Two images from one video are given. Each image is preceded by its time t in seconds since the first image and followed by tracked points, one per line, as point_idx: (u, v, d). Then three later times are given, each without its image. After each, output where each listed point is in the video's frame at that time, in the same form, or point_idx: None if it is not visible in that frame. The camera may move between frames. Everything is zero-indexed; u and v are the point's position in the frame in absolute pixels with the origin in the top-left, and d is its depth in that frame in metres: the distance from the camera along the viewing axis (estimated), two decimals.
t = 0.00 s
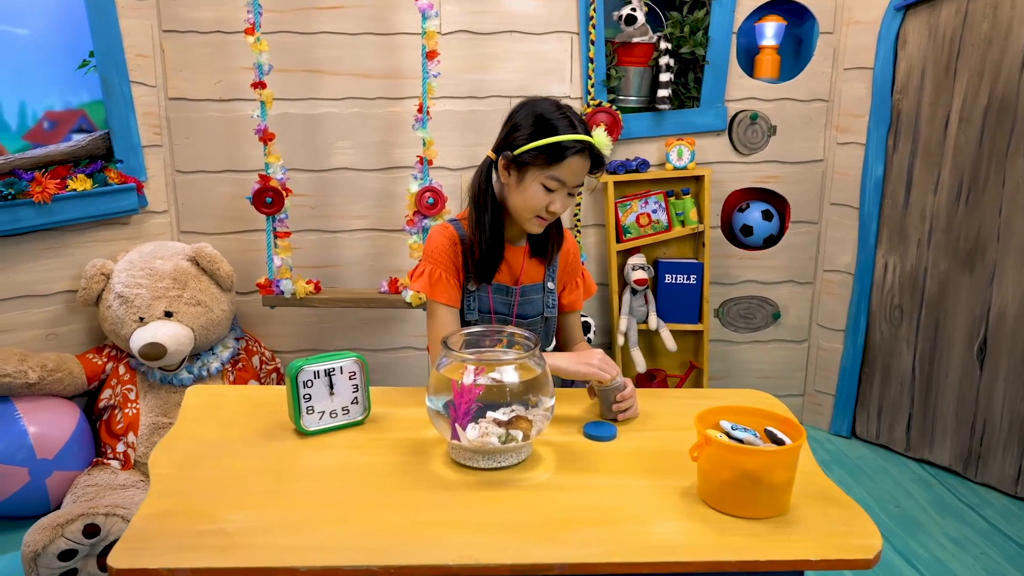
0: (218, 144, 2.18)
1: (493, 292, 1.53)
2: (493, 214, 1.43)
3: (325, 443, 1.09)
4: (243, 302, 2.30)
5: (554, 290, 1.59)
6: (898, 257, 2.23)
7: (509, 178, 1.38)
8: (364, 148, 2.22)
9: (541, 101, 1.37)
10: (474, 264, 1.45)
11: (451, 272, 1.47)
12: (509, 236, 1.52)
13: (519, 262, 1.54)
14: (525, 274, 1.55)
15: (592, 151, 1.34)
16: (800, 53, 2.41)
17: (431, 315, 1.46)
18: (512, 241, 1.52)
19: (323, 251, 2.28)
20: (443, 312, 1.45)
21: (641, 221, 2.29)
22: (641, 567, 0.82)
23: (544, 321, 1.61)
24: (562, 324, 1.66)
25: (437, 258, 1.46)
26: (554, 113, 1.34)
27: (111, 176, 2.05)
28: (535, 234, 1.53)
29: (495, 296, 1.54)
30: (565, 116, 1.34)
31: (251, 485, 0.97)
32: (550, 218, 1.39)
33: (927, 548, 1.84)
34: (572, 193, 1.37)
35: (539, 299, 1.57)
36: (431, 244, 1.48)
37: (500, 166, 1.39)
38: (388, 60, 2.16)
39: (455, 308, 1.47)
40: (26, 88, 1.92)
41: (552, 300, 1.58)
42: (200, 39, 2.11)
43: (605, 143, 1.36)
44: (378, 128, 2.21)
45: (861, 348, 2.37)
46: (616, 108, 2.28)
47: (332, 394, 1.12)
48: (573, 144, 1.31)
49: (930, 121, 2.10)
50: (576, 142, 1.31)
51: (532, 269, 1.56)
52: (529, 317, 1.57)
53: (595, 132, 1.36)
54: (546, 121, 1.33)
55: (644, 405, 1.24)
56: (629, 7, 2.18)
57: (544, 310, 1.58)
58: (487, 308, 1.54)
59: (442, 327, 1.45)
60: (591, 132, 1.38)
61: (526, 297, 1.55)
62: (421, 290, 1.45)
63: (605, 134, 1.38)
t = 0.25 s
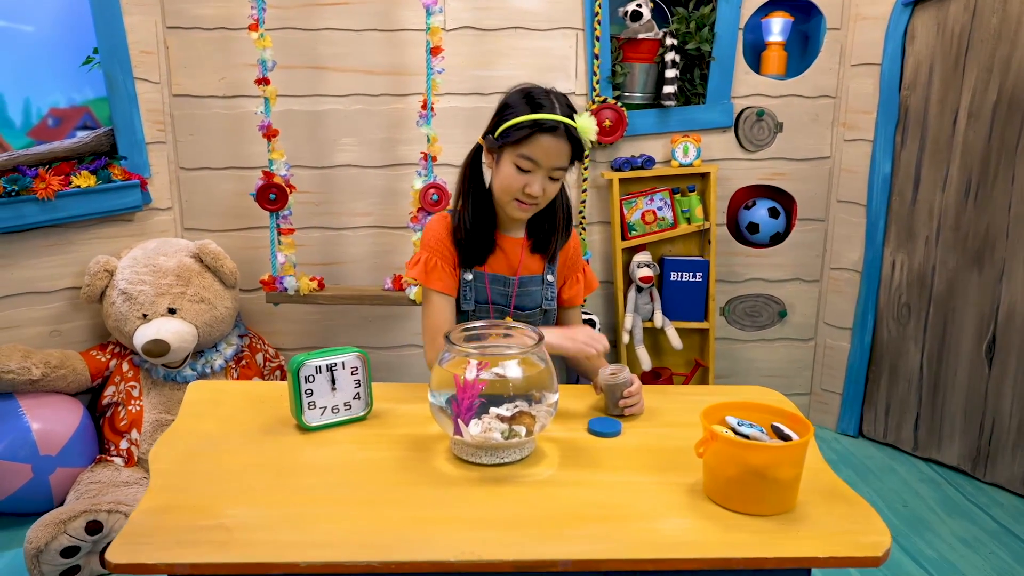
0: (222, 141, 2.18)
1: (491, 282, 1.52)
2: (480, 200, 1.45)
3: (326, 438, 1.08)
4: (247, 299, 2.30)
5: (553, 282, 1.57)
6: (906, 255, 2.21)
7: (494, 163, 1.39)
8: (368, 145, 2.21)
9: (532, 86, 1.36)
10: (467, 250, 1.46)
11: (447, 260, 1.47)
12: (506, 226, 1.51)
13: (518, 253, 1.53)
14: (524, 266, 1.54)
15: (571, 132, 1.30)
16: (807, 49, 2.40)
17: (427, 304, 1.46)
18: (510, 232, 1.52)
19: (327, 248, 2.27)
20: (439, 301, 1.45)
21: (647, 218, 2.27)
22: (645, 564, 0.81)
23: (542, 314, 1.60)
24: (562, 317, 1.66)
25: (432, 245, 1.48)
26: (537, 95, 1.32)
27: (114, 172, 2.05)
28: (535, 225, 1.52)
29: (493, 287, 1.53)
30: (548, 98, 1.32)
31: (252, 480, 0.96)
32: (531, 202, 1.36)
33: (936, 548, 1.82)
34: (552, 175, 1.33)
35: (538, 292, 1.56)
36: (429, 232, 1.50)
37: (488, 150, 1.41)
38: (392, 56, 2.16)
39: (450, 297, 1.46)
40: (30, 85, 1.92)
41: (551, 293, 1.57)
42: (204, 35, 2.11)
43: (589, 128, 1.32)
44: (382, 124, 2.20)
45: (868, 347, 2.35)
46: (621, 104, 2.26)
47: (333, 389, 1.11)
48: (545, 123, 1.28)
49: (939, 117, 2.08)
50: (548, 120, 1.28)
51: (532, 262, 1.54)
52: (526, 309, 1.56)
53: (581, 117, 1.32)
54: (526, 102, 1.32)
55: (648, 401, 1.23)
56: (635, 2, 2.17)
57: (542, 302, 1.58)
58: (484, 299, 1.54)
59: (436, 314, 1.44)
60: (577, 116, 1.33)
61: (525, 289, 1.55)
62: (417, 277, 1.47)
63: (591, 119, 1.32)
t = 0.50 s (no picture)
0: (226, 138, 2.17)
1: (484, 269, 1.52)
2: (474, 188, 1.45)
3: (327, 434, 1.07)
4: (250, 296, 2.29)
5: (551, 276, 1.54)
6: (914, 252, 2.18)
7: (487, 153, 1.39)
8: (372, 142, 2.20)
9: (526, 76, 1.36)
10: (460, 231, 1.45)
11: (440, 235, 1.47)
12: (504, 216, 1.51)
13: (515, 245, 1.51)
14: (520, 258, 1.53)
15: (558, 119, 1.29)
16: (815, 45, 2.38)
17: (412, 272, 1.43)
18: (508, 223, 1.51)
19: (331, 246, 2.27)
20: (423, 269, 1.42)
21: (652, 216, 2.26)
22: (650, 562, 0.80)
23: (538, 307, 1.56)
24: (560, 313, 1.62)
25: (429, 221, 1.49)
26: (527, 83, 1.32)
27: (118, 169, 2.04)
28: (534, 219, 1.51)
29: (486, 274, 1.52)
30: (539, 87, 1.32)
31: (251, 476, 0.95)
32: (521, 190, 1.34)
33: (944, 548, 1.80)
34: (541, 163, 1.31)
35: (534, 283, 1.54)
36: (427, 213, 1.51)
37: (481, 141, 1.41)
38: (396, 53, 2.15)
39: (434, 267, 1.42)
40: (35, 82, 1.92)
41: (547, 284, 1.54)
42: (208, 32, 2.10)
43: (579, 116, 1.29)
44: (385, 121, 2.19)
45: (876, 345, 2.32)
46: (627, 101, 2.25)
47: (335, 384, 1.10)
48: (531, 108, 1.27)
49: (948, 113, 2.05)
50: (534, 106, 1.27)
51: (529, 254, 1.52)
52: (520, 299, 1.55)
53: (570, 104, 1.31)
54: (515, 90, 1.32)
55: (653, 398, 1.22)
56: None
57: (538, 294, 1.55)
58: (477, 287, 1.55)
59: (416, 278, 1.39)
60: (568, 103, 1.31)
61: (519, 279, 1.53)
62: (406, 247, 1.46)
63: (583, 108, 1.30)
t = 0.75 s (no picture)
0: (229, 136, 2.16)
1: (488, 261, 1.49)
2: (479, 177, 1.45)
3: (329, 433, 1.06)
4: (254, 295, 2.28)
5: (555, 270, 1.52)
6: (923, 251, 2.16)
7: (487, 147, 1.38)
8: (376, 140, 2.19)
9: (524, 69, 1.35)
10: (462, 211, 1.45)
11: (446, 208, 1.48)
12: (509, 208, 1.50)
13: (518, 237, 1.51)
14: (524, 251, 1.51)
15: (555, 110, 1.28)
16: (822, 42, 2.35)
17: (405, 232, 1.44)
18: (513, 215, 1.50)
19: (334, 244, 2.26)
20: (416, 231, 1.43)
21: (658, 214, 2.24)
22: (655, 563, 0.78)
23: (541, 300, 1.55)
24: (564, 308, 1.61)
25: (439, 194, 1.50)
26: (526, 75, 1.31)
27: (122, 167, 2.03)
28: (538, 212, 1.50)
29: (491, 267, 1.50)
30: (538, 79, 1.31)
31: (251, 475, 0.94)
32: (521, 184, 1.32)
33: (954, 549, 1.78)
34: (539, 155, 1.30)
35: (539, 277, 1.52)
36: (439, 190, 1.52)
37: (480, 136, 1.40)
38: (400, 50, 2.14)
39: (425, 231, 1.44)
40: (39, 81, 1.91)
41: (553, 279, 1.52)
42: (211, 29, 2.09)
43: (576, 106, 1.30)
44: (389, 119, 2.18)
45: (884, 345, 2.30)
46: (633, 98, 2.23)
47: (336, 382, 1.09)
48: (527, 101, 1.26)
49: (957, 111, 2.03)
50: (530, 98, 1.27)
51: (532, 247, 1.51)
52: (524, 293, 1.52)
53: (567, 94, 1.30)
54: (512, 83, 1.31)
55: (659, 397, 1.20)
56: None
57: (543, 288, 1.53)
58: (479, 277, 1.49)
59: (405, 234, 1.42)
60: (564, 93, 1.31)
61: (525, 272, 1.51)
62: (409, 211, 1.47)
63: (580, 97, 1.30)
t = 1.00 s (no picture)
0: (233, 133, 2.16)
1: (494, 259, 1.47)
2: (484, 175, 1.44)
3: (331, 430, 1.05)
4: (258, 293, 2.27)
5: (562, 266, 1.51)
6: (932, 249, 2.14)
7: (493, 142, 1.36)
8: (380, 137, 2.18)
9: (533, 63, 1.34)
10: (467, 207, 1.44)
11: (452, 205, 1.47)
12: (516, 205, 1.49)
13: (524, 234, 1.49)
14: (530, 248, 1.50)
15: (563, 105, 1.26)
16: (829, 39, 2.34)
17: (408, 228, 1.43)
18: (519, 212, 1.49)
19: (339, 242, 2.25)
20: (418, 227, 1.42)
21: (664, 212, 2.23)
22: (661, 562, 0.77)
23: (547, 298, 1.53)
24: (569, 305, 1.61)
25: (444, 191, 1.49)
26: (533, 70, 1.30)
27: (125, 164, 2.03)
28: (544, 209, 1.49)
29: (497, 264, 1.48)
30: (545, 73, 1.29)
31: (252, 472, 0.93)
32: (527, 179, 1.31)
33: (963, 550, 1.76)
34: (546, 150, 1.29)
35: (545, 274, 1.50)
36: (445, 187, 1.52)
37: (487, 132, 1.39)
38: (404, 47, 2.13)
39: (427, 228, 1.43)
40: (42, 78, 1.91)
41: (559, 276, 1.51)
42: (215, 26, 2.09)
43: (584, 101, 1.26)
44: (394, 116, 2.17)
45: (892, 343, 2.28)
46: (638, 95, 2.22)
47: (339, 379, 1.08)
48: (534, 95, 1.25)
49: (966, 107, 2.01)
50: (537, 93, 1.25)
51: (539, 244, 1.50)
52: (530, 290, 1.50)
53: (574, 89, 1.27)
54: (519, 78, 1.30)
55: (665, 394, 1.19)
56: None
57: (549, 285, 1.51)
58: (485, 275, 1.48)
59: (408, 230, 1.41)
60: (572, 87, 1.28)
61: (531, 270, 1.49)
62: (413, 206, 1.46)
63: (588, 92, 1.26)
